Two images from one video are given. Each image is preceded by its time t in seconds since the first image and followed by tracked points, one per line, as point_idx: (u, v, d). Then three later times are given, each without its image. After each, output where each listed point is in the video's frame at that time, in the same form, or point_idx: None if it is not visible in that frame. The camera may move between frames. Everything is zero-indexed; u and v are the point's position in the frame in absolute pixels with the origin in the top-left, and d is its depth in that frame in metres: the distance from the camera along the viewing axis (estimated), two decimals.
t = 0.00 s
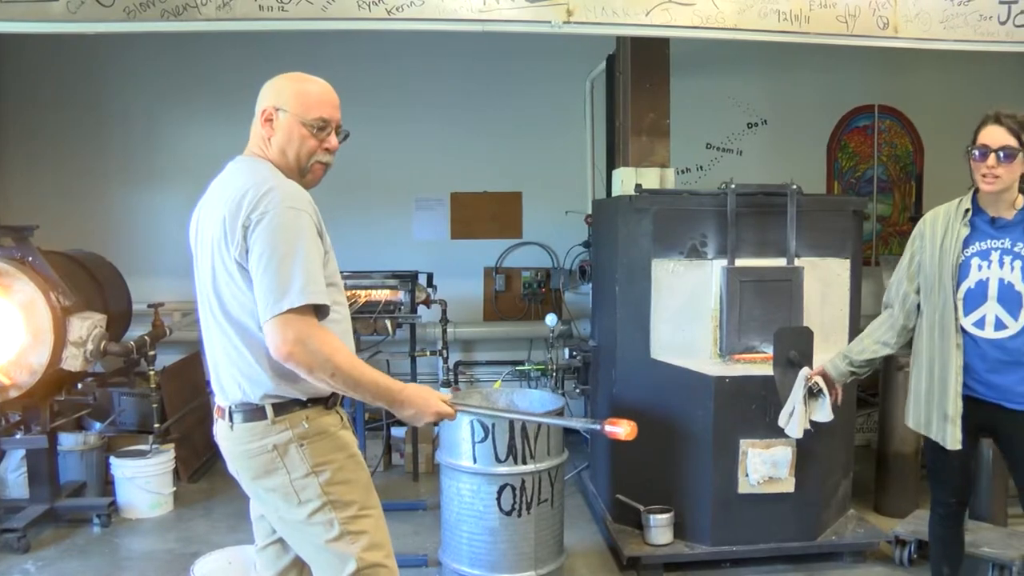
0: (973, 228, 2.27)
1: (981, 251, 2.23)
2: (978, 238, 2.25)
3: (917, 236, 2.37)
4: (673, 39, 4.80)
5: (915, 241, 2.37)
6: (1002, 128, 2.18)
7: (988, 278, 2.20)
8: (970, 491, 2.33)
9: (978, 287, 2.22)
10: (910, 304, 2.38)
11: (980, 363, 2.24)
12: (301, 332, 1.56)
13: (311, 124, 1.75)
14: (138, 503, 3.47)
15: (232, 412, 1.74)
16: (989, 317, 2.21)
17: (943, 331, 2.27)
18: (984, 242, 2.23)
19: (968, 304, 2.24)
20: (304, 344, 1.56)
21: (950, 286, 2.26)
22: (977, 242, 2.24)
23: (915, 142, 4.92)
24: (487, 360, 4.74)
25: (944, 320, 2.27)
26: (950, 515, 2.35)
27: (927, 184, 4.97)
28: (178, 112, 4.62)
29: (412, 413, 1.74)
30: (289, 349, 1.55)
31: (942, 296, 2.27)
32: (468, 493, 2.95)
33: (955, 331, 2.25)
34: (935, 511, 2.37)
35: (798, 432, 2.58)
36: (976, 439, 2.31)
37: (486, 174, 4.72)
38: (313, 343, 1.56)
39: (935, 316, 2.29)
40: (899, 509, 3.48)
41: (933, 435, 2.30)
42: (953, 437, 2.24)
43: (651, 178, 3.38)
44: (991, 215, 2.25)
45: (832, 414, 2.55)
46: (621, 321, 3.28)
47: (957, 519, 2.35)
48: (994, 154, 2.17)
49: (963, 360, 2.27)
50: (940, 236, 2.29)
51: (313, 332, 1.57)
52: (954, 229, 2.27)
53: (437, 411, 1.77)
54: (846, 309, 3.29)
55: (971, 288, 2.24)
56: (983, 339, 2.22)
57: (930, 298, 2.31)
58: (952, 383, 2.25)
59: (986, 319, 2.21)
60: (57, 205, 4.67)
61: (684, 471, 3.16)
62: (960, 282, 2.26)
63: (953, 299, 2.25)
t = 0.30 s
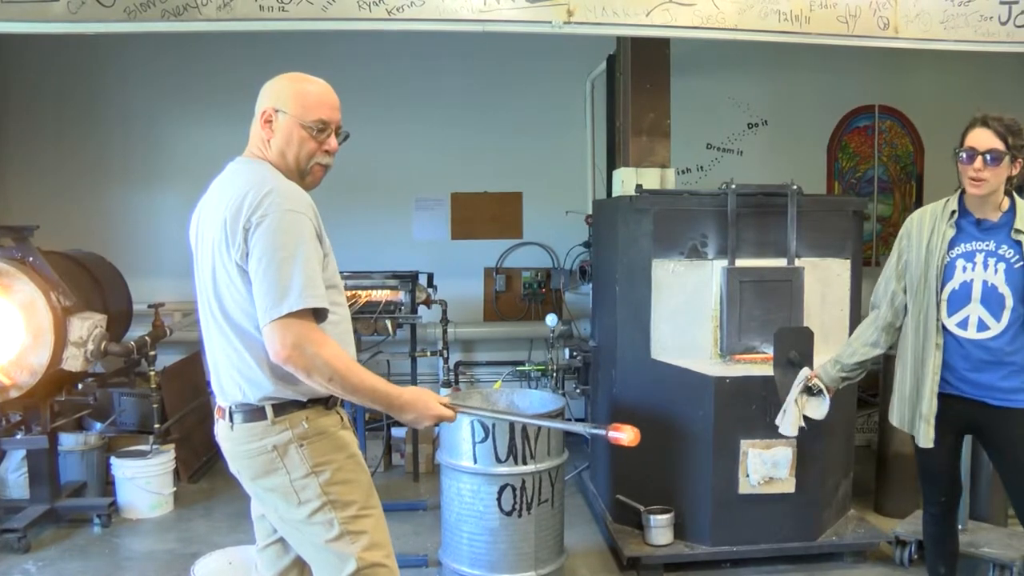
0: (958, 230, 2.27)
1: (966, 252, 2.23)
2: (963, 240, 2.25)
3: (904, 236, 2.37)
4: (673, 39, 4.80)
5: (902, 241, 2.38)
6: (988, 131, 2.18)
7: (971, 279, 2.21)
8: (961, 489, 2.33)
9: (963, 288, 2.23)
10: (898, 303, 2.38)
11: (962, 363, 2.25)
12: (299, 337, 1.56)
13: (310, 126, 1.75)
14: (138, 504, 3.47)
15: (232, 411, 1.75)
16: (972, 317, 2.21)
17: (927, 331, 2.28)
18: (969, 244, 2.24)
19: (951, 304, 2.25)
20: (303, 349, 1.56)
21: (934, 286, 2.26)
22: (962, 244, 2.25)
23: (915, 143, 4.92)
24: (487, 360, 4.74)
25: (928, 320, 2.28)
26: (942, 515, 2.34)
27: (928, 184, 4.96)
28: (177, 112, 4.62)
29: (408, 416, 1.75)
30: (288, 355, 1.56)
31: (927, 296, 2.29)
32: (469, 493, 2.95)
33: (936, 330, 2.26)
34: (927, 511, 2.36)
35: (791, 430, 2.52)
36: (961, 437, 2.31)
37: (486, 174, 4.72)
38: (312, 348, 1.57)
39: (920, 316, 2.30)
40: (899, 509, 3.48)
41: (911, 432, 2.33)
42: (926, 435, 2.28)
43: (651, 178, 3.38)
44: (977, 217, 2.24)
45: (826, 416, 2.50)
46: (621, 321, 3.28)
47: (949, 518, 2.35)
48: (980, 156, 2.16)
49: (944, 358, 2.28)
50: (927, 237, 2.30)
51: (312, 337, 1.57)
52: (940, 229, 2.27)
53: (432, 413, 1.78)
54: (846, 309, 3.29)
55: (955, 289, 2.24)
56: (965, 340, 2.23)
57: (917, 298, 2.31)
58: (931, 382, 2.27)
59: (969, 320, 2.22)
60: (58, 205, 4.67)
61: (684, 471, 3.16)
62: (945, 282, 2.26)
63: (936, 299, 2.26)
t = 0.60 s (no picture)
0: (956, 228, 2.27)
1: (964, 251, 2.24)
2: (961, 238, 2.26)
3: (901, 235, 2.37)
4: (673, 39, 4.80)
5: (899, 240, 2.37)
6: (983, 130, 2.19)
7: (970, 278, 2.22)
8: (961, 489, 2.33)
9: (961, 286, 2.23)
10: (896, 303, 2.37)
11: (962, 362, 2.24)
12: (301, 340, 1.57)
13: (310, 126, 1.75)
14: (138, 504, 3.47)
15: (233, 411, 1.75)
16: (972, 316, 2.21)
17: (922, 330, 2.29)
18: (968, 241, 2.24)
19: (949, 302, 2.25)
20: (306, 352, 1.57)
21: (932, 285, 2.27)
22: (960, 242, 2.25)
23: (915, 143, 4.92)
24: (487, 360, 4.74)
25: (923, 319, 2.28)
26: (942, 515, 2.34)
27: (928, 184, 4.96)
28: (177, 112, 4.62)
29: (413, 415, 1.75)
30: (292, 357, 1.57)
31: (924, 296, 2.28)
32: (468, 493, 2.96)
33: (932, 327, 2.27)
34: (928, 511, 2.36)
35: (791, 431, 2.53)
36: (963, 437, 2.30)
37: (486, 174, 4.72)
38: (314, 351, 1.58)
39: (916, 315, 2.30)
40: (899, 509, 3.48)
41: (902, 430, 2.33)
42: (913, 433, 2.28)
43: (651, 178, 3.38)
44: (975, 215, 2.25)
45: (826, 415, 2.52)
46: (621, 321, 3.28)
47: (949, 518, 2.34)
48: (977, 155, 2.17)
49: (939, 356, 2.28)
50: (924, 236, 2.30)
51: (314, 340, 1.58)
52: (937, 228, 2.28)
53: (437, 411, 1.79)
54: (846, 310, 3.29)
55: (954, 287, 2.24)
56: (965, 338, 2.23)
57: (914, 298, 2.31)
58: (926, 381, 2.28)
59: (969, 318, 2.22)
60: (58, 204, 4.67)
61: (684, 471, 3.16)
62: (942, 281, 2.27)
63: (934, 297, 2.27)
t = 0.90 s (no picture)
0: (973, 227, 2.28)
1: (982, 250, 2.24)
2: (979, 237, 2.26)
3: (915, 234, 2.37)
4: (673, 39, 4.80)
5: (913, 239, 2.37)
6: (1003, 127, 2.19)
7: (990, 277, 2.22)
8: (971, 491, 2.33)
9: (980, 286, 2.23)
10: (904, 302, 2.39)
11: (983, 363, 2.24)
12: (301, 345, 1.57)
13: (314, 128, 1.75)
14: (138, 504, 3.47)
15: (236, 411, 1.76)
16: (992, 316, 2.22)
17: (937, 330, 2.28)
18: (986, 241, 2.24)
19: (969, 302, 2.25)
20: (305, 357, 1.58)
21: (950, 286, 2.27)
22: (978, 241, 2.26)
23: (915, 142, 4.92)
24: (487, 360, 4.74)
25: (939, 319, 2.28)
26: (952, 516, 2.35)
27: (928, 184, 4.96)
28: (177, 112, 4.62)
29: (408, 422, 1.76)
30: (291, 362, 1.57)
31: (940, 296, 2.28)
32: (469, 493, 2.96)
33: (951, 328, 2.26)
34: (938, 512, 2.37)
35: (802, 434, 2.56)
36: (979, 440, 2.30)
37: (486, 174, 4.72)
38: (314, 356, 1.58)
39: (930, 316, 2.30)
40: (899, 509, 3.47)
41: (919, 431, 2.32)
42: (933, 434, 2.27)
43: (651, 177, 3.37)
44: (991, 214, 2.26)
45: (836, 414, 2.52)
46: (621, 321, 3.27)
47: (959, 519, 2.35)
48: (995, 152, 2.17)
49: (958, 356, 2.29)
50: (941, 236, 2.30)
51: (314, 346, 1.58)
52: (955, 227, 2.28)
53: (433, 419, 1.79)
54: (846, 309, 3.29)
55: (973, 287, 2.25)
56: (986, 339, 2.23)
57: (929, 298, 2.30)
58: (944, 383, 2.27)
59: (988, 318, 2.22)
60: (58, 204, 4.67)
61: (684, 471, 3.16)
62: (961, 281, 2.27)
63: (953, 297, 2.27)
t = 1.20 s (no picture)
0: (1002, 226, 2.31)
1: (1011, 248, 2.28)
2: (1008, 236, 2.29)
3: (943, 233, 2.42)
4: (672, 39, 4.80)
5: (942, 239, 2.42)
6: None
7: (1018, 275, 2.26)
8: (988, 499, 2.37)
9: (1009, 284, 2.28)
10: (937, 304, 2.42)
11: (1012, 363, 2.28)
12: (307, 347, 1.59)
13: (316, 129, 1.75)
14: (137, 504, 3.47)
15: (237, 410, 1.76)
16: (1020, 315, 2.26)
17: (967, 330, 2.33)
18: (1014, 239, 2.28)
19: (996, 302, 2.30)
20: (311, 359, 1.59)
21: (977, 284, 2.31)
22: (1006, 240, 2.29)
23: (914, 142, 4.92)
24: (486, 360, 4.74)
25: (970, 318, 2.32)
26: (964, 521, 2.39)
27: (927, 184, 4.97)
28: (177, 112, 4.62)
29: (412, 421, 1.78)
30: (296, 364, 1.58)
31: (970, 295, 2.33)
32: (468, 492, 2.96)
33: (980, 328, 2.31)
34: (952, 515, 2.40)
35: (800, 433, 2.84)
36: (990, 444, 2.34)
37: (486, 174, 4.72)
38: (320, 358, 1.60)
39: (962, 315, 2.35)
40: (898, 509, 3.47)
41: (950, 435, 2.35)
42: (965, 436, 2.31)
43: (650, 177, 3.37)
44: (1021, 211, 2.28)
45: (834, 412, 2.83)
46: (620, 320, 3.27)
47: (971, 525, 2.39)
48: None
49: (988, 357, 2.33)
50: (969, 235, 2.34)
51: (319, 347, 1.60)
52: (983, 226, 2.32)
53: (436, 416, 1.82)
54: (845, 309, 3.29)
55: (1001, 286, 2.29)
56: (1014, 338, 2.28)
57: (958, 298, 2.35)
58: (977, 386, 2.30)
59: (1017, 318, 2.27)
60: (58, 204, 4.66)
61: (683, 471, 3.17)
62: (989, 280, 2.31)
63: (981, 297, 2.31)
